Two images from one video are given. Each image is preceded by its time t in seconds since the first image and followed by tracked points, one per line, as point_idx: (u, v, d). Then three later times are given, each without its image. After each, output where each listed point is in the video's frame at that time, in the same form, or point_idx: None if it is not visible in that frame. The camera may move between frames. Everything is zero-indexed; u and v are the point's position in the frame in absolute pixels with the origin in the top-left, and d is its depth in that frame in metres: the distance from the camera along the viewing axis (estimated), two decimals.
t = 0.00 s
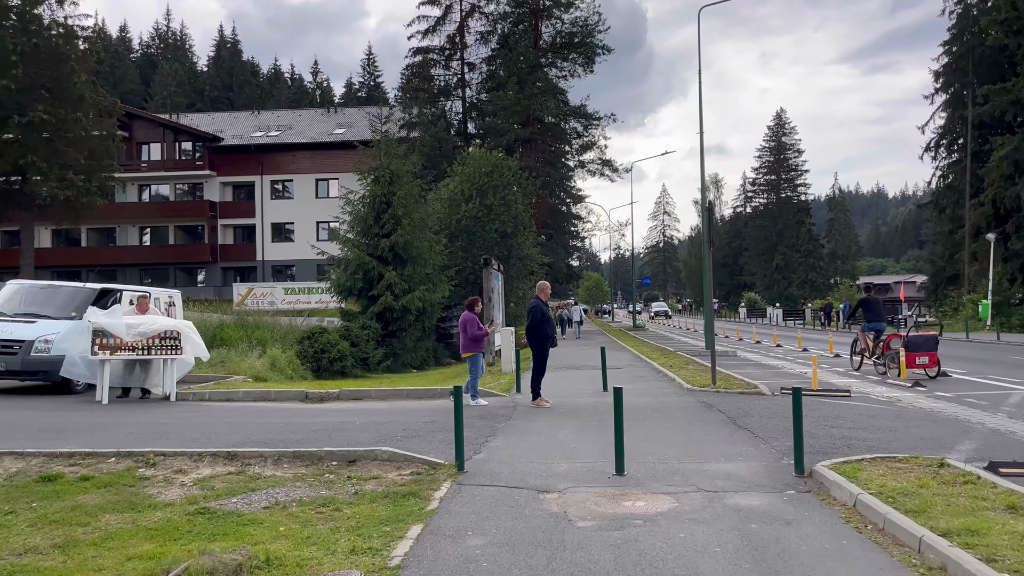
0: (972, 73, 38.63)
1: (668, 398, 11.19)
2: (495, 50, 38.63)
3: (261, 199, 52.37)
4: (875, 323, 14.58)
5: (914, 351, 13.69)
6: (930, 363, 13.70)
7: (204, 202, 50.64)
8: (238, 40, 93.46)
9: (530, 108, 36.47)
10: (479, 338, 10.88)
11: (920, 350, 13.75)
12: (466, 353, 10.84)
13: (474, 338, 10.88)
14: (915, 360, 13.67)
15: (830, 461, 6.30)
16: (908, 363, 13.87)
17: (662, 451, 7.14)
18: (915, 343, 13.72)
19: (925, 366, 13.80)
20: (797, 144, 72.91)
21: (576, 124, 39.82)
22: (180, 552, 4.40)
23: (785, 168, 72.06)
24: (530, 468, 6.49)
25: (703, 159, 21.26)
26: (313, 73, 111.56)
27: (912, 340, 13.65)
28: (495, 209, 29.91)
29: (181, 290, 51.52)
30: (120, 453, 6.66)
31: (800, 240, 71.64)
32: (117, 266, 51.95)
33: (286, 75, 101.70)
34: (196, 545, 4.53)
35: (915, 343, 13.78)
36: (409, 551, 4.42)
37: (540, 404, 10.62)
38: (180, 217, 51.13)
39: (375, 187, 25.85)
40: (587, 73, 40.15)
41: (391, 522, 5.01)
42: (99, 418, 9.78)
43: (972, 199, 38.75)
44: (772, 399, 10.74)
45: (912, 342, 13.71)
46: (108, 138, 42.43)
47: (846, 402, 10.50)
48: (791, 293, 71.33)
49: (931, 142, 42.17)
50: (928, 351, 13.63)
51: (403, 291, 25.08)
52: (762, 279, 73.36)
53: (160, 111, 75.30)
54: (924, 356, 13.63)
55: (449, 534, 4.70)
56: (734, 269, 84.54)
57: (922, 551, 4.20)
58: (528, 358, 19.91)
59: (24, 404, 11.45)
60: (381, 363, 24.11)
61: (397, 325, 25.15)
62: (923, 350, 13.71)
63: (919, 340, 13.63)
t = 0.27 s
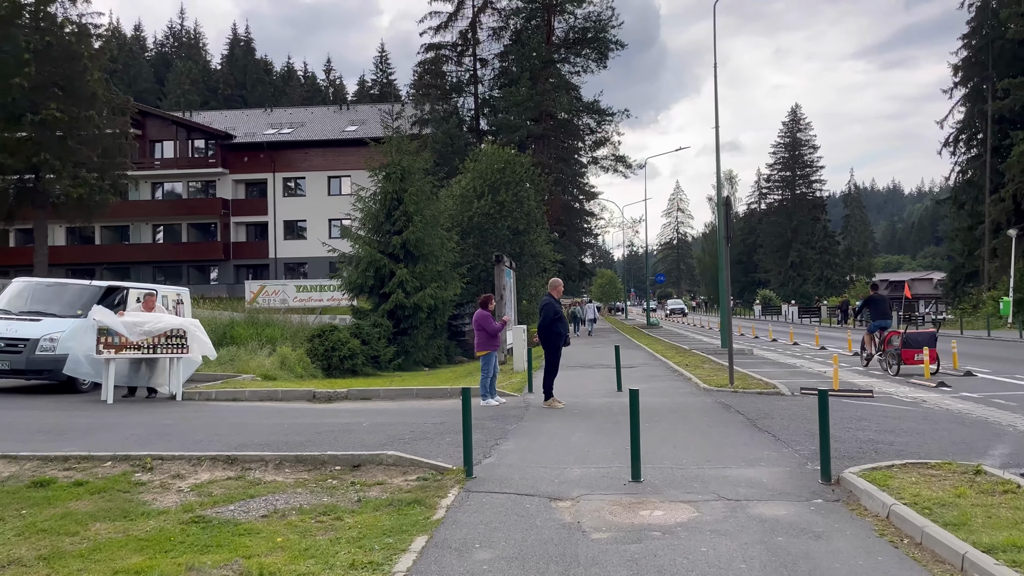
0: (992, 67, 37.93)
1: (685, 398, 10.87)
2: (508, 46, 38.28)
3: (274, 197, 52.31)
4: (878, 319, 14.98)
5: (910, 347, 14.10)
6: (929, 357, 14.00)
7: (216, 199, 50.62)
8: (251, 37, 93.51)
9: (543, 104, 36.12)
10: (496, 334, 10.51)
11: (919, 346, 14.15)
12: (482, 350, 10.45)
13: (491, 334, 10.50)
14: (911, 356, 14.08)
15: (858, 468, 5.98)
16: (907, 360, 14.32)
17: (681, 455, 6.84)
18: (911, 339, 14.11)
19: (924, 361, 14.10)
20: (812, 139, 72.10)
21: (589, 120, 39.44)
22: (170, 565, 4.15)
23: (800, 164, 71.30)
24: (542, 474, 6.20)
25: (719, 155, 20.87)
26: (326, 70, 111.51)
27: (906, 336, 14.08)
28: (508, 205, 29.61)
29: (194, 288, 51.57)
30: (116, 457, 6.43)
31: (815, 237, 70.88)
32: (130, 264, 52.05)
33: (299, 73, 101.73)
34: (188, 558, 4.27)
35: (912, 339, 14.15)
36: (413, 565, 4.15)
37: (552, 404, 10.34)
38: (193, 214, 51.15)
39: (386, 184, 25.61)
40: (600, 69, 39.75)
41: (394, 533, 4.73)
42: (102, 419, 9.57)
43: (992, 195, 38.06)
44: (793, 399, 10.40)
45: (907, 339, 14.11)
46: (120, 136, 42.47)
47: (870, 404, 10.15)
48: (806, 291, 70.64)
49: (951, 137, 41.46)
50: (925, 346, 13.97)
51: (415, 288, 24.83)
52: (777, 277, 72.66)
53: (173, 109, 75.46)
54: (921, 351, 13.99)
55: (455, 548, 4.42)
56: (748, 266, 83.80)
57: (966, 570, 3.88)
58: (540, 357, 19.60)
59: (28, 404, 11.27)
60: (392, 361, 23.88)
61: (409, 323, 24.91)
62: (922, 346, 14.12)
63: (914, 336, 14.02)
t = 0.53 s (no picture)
0: (1012, 60, 37.26)
1: (703, 399, 10.58)
2: (520, 42, 37.99)
3: (286, 196, 52.28)
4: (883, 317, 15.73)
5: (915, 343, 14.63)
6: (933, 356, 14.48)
7: (229, 198, 50.62)
8: (263, 37, 93.55)
9: (555, 100, 35.82)
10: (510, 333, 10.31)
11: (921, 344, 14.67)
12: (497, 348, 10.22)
13: (505, 333, 10.31)
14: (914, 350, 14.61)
15: (889, 474, 5.67)
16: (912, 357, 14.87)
17: (701, 459, 6.55)
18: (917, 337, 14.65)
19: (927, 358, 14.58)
20: (827, 135, 71.32)
21: (601, 116, 39.12)
22: None
23: (816, 160, 70.55)
24: (556, 480, 5.93)
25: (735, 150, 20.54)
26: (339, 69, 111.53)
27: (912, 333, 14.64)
28: (520, 202, 29.35)
29: (207, 287, 51.62)
30: (114, 461, 6.22)
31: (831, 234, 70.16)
32: (144, 263, 52.16)
33: (312, 72, 101.85)
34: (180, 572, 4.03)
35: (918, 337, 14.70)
36: None
37: (565, 405, 10.06)
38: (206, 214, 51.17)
39: (397, 181, 25.39)
40: (612, 65, 39.39)
41: (398, 545, 4.46)
42: (107, 421, 9.39)
43: (1013, 190, 37.40)
44: (814, 400, 10.09)
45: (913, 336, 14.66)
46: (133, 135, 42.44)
47: (894, 404, 9.83)
48: (821, 288, 69.95)
49: (969, 132, 40.80)
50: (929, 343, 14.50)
51: (426, 287, 24.61)
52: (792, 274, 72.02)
53: (186, 108, 75.70)
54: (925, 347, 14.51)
55: (463, 562, 4.15)
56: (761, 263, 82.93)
57: None
58: (553, 356, 19.32)
59: (34, 404, 11.12)
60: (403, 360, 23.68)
61: (420, 321, 24.68)
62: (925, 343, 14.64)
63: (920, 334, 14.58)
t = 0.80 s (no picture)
0: None
1: (720, 397, 10.28)
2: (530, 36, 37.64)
3: (296, 193, 52.16)
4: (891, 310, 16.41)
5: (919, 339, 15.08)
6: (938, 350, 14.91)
7: (239, 195, 50.53)
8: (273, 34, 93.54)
9: (565, 94, 35.49)
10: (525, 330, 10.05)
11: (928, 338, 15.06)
12: (511, 346, 9.97)
13: (519, 330, 10.05)
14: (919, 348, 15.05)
15: (923, 479, 5.35)
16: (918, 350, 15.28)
17: (722, 462, 6.26)
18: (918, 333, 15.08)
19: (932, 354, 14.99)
20: (841, 129, 70.55)
21: (613, 111, 38.73)
22: None
23: (829, 155, 69.82)
24: (570, 484, 5.64)
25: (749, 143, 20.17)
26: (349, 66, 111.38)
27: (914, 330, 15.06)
28: (530, 198, 29.04)
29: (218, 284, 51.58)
30: (108, 464, 5.97)
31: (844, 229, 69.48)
32: (155, 261, 52.17)
33: (322, 69, 101.75)
34: None
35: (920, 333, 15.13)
36: None
37: (577, 403, 9.77)
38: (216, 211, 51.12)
39: (406, 177, 25.13)
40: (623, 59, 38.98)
41: (402, 555, 4.18)
42: (109, 420, 9.18)
43: None
44: (836, 398, 9.78)
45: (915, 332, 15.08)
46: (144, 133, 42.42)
47: (920, 402, 9.50)
48: (834, 283, 69.30)
49: (986, 124, 40.14)
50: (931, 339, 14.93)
51: (436, 283, 24.35)
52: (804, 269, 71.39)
53: (197, 106, 75.72)
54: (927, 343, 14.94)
55: None
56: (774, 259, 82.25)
57: None
58: (565, 353, 19.01)
59: (37, 404, 10.93)
60: (413, 357, 23.44)
61: (430, 318, 24.41)
62: (931, 338, 15.05)
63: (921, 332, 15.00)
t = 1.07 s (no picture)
0: None
1: (736, 398, 9.99)
2: (540, 33, 37.32)
3: (306, 191, 52.04)
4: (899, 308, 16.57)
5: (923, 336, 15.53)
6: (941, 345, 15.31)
7: (248, 194, 50.44)
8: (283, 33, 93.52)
9: (575, 91, 35.16)
10: (537, 329, 9.76)
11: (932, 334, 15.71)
12: (524, 347, 9.68)
13: (532, 330, 9.74)
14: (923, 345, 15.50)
15: (959, 488, 5.04)
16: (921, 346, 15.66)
17: (742, 468, 5.98)
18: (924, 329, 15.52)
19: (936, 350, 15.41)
20: (853, 125, 69.83)
21: (623, 108, 38.37)
22: None
23: (841, 151, 69.13)
24: (583, 492, 5.37)
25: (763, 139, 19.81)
26: (359, 64, 111.25)
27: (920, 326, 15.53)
28: (540, 195, 28.74)
29: (228, 283, 51.53)
30: (101, 472, 5.74)
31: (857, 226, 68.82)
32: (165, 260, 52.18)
33: (332, 68, 101.66)
34: None
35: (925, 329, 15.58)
36: None
37: (589, 405, 9.50)
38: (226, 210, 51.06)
39: (415, 174, 24.88)
40: (634, 55, 38.59)
41: (403, 573, 3.90)
42: (109, 423, 8.97)
43: None
44: (857, 400, 9.47)
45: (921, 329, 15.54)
46: (154, 132, 42.37)
47: (945, 404, 9.18)
48: (846, 281, 68.70)
49: (1003, 119, 39.49)
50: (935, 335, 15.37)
51: (445, 282, 24.10)
52: (816, 267, 70.86)
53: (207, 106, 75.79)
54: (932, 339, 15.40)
55: None
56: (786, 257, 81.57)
57: None
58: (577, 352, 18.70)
59: (38, 406, 10.74)
60: (422, 356, 23.18)
61: (440, 317, 24.14)
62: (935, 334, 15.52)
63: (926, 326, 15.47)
